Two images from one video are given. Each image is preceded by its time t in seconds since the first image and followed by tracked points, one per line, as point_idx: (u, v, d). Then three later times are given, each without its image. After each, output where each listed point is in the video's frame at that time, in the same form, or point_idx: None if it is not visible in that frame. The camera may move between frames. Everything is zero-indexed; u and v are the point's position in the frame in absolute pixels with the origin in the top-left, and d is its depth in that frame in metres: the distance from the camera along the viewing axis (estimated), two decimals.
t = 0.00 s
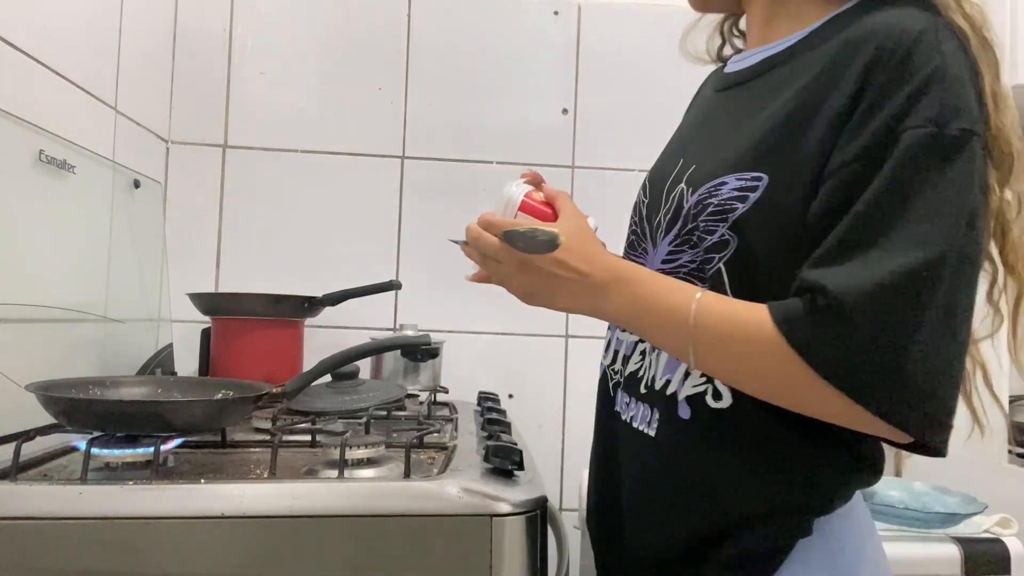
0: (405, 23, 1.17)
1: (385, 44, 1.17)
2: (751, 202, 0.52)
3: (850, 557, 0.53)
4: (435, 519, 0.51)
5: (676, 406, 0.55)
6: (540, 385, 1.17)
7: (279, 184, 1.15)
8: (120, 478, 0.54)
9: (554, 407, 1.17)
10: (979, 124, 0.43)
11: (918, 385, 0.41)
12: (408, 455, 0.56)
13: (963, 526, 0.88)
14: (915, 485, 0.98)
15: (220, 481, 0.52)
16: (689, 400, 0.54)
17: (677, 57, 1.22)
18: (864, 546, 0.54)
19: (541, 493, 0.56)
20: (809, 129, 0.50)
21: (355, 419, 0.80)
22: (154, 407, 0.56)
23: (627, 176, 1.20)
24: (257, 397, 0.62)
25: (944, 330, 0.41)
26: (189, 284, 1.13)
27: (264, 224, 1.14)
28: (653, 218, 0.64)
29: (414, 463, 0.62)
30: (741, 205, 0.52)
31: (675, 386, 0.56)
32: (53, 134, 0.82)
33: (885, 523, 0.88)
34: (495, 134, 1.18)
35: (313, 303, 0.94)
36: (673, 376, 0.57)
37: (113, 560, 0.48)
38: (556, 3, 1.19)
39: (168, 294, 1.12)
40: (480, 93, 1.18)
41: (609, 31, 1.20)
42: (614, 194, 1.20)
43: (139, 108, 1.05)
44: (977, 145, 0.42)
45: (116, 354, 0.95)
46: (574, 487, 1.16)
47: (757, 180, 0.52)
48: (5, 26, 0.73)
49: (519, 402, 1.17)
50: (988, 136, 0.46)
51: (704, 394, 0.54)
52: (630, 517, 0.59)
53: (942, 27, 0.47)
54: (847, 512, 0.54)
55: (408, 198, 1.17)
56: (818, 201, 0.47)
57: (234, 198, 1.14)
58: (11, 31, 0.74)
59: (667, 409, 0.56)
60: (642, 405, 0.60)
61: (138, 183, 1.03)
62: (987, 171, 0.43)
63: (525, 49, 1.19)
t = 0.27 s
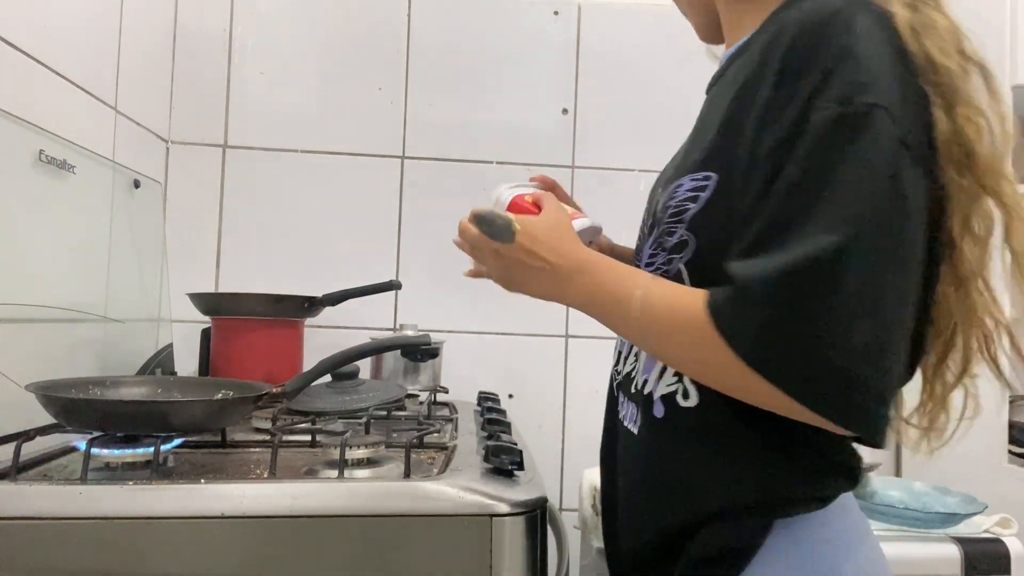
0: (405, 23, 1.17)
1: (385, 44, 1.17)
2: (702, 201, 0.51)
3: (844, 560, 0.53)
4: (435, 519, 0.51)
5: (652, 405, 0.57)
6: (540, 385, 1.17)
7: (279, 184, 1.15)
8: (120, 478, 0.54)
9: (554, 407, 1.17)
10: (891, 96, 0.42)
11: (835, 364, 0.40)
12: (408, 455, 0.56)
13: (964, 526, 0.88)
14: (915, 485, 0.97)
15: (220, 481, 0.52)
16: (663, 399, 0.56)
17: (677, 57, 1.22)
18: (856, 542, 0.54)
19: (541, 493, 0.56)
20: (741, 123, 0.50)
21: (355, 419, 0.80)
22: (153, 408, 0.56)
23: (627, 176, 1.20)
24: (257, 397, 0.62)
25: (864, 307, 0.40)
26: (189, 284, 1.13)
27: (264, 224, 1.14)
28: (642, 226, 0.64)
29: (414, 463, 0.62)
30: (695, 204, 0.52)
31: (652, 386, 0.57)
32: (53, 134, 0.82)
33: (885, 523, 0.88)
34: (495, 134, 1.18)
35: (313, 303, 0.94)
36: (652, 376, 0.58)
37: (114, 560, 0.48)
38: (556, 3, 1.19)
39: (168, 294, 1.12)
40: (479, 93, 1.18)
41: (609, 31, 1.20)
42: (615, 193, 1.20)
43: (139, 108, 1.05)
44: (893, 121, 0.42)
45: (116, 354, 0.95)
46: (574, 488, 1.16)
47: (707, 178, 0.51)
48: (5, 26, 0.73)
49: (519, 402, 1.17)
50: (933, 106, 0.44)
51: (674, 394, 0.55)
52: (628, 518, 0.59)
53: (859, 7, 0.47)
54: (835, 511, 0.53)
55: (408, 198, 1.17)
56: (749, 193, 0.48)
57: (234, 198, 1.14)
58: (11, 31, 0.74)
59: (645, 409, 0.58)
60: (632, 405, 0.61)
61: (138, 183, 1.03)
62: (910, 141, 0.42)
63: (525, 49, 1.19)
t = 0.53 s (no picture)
0: (405, 23, 1.17)
1: (385, 44, 1.17)
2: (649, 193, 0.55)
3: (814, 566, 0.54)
4: (435, 519, 0.51)
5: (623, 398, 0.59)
6: (541, 385, 1.17)
7: (279, 184, 1.15)
8: (120, 478, 0.54)
9: (554, 407, 1.17)
10: (749, 69, 0.47)
11: (676, 313, 0.45)
12: (408, 455, 0.56)
13: (964, 526, 0.88)
14: (915, 485, 0.97)
15: (220, 481, 0.52)
16: (627, 392, 0.58)
17: (678, 57, 1.22)
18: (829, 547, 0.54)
19: (541, 493, 0.56)
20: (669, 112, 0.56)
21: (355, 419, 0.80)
22: (153, 407, 0.56)
23: (628, 176, 1.20)
24: (257, 397, 0.62)
25: (701, 263, 0.45)
26: (189, 284, 1.13)
27: (264, 224, 1.14)
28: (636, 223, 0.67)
29: (414, 463, 0.62)
30: (643, 197, 0.56)
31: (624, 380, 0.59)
32: (53, 135, 0.82)
33: (885, 523, 0.88)
34: (496, 134, 1.18)
35: (312, 303, 0.94)
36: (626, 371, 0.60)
37: (114, 560, 0.48)
38: (556, 3, 1.19)
39: (168, 294, 1.12)
40: (479, 93, 1.18)
41: (609, 31, 1.20)
42: (615, 193, 1.20)
43: (139, 108, 1.05)
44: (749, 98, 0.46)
45: (116, 354, 0.95)
46: (574, 488, 1.16)
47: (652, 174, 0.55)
48: (5, 26, 0.73)
49: (519, 402, 1.17)
50: (810, 82, 0.47)
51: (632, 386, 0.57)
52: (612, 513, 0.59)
53: None
54: (807, 519, 0.54)
55: (408, 198, 1.17)
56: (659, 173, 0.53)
57: (234, 198, 1.14)
58: (10, 31, 0.74)
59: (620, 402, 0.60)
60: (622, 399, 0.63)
61: (138, 183, 1.03)
62: (770, 112, 0.46)
63: (525, 49, 1.19)
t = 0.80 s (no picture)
0: (405, 23, 1.17)
1: (385, 44, 1.17)
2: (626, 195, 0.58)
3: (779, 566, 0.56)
4: (435, 519, 0.51)
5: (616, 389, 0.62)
6: (541, 385, 1.17)
7: (278, 184, 1.15)
8: (120, 478, 0.54)
9: (554, 407, 1.17)
10: (676, 80, 0.50)
11: (604, 312, 0.49)
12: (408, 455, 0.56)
13: (964, 526, 0.88)
14: (915, 485, 0.97)
15: (220, 481, 0.52)
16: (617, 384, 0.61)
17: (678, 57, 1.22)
18: (795, 548, 0.56)
19: (541, 492, 0.56)
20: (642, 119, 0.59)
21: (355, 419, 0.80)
22: (153, 407, 0.56)
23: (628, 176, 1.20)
24: (257, 397, 0.62)
25: (623, 261, 0.49)
26: (189, 284, 1.13)
27: (264, 224, 1.14)
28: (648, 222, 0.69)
29: (414, 463, 0.62)
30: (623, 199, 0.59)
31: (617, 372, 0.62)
32: (53, 134, 0.82)
33: (885, 522, 0.88)
34: (496, 134, 1.18)
35: (312, 303, 0.94)
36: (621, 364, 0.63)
37: (114, 560, 0.48)
38: (556, 3, 1.19)
39: (168, 294, 1.12)
40: (479, 94, 1.18)
41: (610, 31, 1.20)
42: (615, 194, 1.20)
43: (139, 108, 1.05)
44: (671, 105, 0.49)
45: (116, 354, 0.95)
46: (574, 488, 1.16)
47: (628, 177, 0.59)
48: (5, 25, 0.73)
49: (519, 402, 1.17)
50: (737, 87, 0.49)
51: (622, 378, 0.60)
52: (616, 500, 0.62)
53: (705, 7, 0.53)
54: (773, 519, 0.56)
55: (408, 198, 1.17)
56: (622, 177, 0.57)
57: (233, 198, 1.14)
58: (11, 31, 0.74)
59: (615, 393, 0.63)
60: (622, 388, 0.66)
61: (138, 183, 1.03)
62: (692, 117, 0.49)
63: (525, 49, 1.19)
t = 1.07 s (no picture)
0: (405, 23, 1.17)
1: (384, 44, 1.17)
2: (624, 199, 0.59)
3: (770, 563, 0.56)
4: (435, 518, 0.51)
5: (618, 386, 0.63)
6: (541, 385, 1.17)
7: (278, 184, 1.15)
8: (119, 478, 0.54)
9: (555, 407, 1.17)
10: (665, 88, 0.50)
11: (590, 316, 0.49)
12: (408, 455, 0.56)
13: (963, 526, 0.88)
14: (915, 485, 0.97)
15: (220, 481, 0.52)
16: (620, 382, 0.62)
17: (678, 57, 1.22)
18: (786, 545, 0.56)
19: (541, 493, 0.56)
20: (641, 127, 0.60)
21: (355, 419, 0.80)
22: (153, 408, 0.56)
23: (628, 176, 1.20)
24: (257, 397, 0.62)
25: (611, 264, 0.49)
26: (189, 284, 1.13)
27: (264, 224, 1.14)
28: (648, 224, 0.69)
29: (413, 463, 0.62)
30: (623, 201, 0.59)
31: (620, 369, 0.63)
32: (53, 134, 0.82)
33: (885, 522, 0.88)
34: (496, 134, 1.18)
35: (312, 303, 0.94)
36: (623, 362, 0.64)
37: (114, 560, 0.48)
38: (556, 3, 1.19)
39: (169, 294, 1.12)
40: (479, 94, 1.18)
41: (610, 31, 1.20)
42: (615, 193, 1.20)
43: (139, 108, 1.05)
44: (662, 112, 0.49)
45: (116, 354, 0.95)
46: (575, 488, 1.16)
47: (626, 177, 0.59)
48: (5, 26, 0.73)
49: (519, 402, 1.17)
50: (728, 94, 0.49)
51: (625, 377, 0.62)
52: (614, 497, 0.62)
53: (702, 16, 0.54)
54: (769, 517, 0.56)
55: (408, 198, 1.17)
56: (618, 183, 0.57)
57: (233, 198, 1.14)
58: (11, 31, 0.74)
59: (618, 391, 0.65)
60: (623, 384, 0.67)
61: (138, 183, 1.03)
62: (683, 124, 0.49)
63: (525, 49, 1.19)
